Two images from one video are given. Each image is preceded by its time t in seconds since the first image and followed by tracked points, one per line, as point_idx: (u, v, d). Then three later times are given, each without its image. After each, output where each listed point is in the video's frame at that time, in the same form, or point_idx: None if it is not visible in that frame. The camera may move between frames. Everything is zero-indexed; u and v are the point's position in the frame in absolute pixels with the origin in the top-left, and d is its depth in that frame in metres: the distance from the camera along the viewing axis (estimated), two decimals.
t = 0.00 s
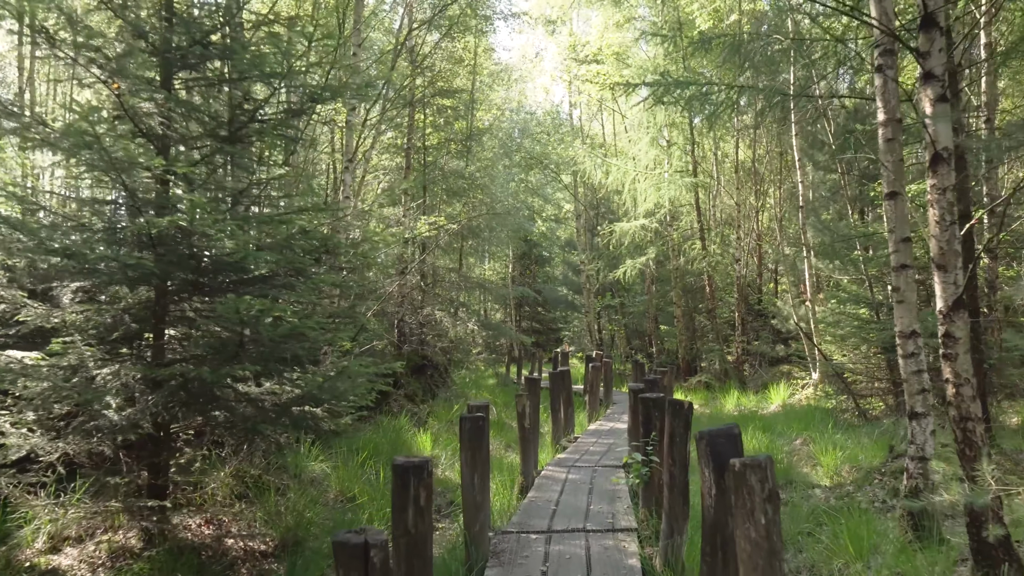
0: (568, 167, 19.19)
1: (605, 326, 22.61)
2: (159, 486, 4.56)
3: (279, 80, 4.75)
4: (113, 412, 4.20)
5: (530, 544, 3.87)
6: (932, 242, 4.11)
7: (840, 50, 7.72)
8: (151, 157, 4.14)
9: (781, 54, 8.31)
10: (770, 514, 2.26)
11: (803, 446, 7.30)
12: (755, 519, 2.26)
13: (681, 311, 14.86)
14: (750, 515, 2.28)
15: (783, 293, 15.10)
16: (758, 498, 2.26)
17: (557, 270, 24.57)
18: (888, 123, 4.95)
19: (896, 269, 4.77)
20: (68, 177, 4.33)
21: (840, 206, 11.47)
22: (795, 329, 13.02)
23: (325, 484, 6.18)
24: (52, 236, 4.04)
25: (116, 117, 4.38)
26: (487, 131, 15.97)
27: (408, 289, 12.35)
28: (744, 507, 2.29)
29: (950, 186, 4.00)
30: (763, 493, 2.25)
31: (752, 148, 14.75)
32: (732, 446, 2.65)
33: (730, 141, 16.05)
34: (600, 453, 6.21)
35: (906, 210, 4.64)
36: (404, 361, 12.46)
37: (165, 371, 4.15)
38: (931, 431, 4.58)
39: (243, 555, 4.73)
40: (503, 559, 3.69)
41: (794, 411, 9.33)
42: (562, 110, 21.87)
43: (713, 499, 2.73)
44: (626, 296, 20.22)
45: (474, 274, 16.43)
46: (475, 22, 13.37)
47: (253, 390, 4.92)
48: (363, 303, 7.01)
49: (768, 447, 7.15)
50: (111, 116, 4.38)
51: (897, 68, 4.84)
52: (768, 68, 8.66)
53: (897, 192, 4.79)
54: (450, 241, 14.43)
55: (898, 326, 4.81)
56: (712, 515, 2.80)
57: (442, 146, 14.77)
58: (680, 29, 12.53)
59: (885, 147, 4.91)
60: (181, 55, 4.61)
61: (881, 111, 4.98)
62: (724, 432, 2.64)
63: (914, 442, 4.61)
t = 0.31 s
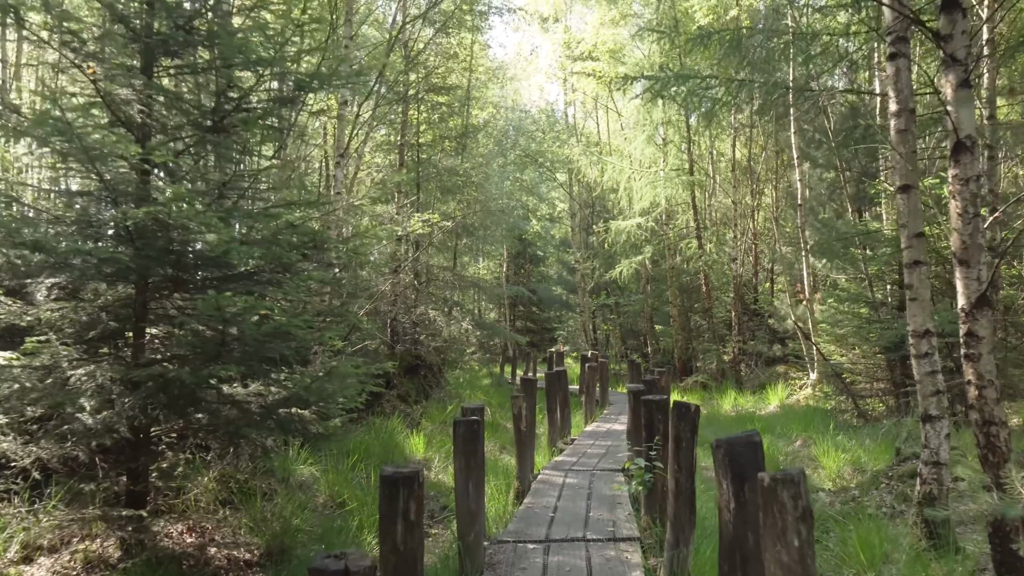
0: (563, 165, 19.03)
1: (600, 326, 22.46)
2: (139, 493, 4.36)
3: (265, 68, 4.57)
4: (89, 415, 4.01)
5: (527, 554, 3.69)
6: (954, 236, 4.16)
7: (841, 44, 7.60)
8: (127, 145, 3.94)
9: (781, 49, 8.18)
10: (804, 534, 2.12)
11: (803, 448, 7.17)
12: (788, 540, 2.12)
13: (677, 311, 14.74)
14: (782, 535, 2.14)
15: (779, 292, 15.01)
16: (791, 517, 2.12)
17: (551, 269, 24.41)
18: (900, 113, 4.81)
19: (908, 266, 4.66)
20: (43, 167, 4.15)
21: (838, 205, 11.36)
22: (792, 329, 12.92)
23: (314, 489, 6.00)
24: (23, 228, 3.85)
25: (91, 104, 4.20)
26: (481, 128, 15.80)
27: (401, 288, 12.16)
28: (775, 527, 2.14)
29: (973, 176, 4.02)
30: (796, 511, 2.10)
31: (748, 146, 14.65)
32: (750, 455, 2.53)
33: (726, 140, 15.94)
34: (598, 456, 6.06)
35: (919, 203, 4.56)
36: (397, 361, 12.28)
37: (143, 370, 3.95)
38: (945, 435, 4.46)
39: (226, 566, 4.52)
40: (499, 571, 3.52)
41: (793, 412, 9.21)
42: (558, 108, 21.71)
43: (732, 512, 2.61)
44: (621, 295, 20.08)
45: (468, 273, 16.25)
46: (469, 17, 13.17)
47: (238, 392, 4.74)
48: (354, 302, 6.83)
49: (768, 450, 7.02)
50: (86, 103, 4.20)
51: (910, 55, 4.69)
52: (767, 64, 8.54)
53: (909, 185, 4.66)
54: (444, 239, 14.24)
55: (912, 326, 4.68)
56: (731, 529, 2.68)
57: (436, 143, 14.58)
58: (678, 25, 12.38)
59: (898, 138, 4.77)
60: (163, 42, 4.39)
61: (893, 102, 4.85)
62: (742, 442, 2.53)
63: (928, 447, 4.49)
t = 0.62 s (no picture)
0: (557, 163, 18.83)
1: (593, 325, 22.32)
2: (110, 502, 4.14)
3: (246, 53, 4.33)
4: (54, 421, 3.77)
5: (521, 568, 3.50)
6: (982, 229, 4.42)
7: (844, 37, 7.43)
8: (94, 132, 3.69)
9: (781, 41, 8.00)
10: (847, 567, 1.97)
11: (803, 451, 7.00)
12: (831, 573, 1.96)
13: (671, 310, 14.59)
14: (824, 568, 1.98)
15: (774, 292, 14.88)
16: (834, 548, 1.97)
17: (544, 268, 24.21)
18: (914, 101, 4.61)
19: (923, 262, 4.46)
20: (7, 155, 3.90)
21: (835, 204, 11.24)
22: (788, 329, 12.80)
23: (299, 495, 5.78)
24: None
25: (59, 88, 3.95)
26: (474, 124, 15.55)
27: (392, 286, 11.93)
28: (818, 558, 1.98)
29: (1001, 164, 4.32)
30: (840, 540, 1.96)
31: (744, 144, 14.48)
32: (775, 471, 2.29)
33: (721, 138, 15.78)
34: (595, 459, 5.87)
35: (936, 195, 4.41)
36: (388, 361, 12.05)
37: (112, 372, 3.72)
38: (962, 440, 4.27)
39: None
40: None
41: (790, 413, 9.05)
42: (552, 105, 21.50)
43: (748, 536, 2.37)
44: (615, 295, 19.92)
45: (460, 271, 16.01)
46: (464, 11, 12.95)
47: (216, 393, 4.53)
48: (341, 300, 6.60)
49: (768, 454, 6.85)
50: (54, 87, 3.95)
51: (926, 39, 4.50)
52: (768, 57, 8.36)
53: (924, 176, 4.47)
54: (436, 237, 14.01)
55: (927, 325, 4.47)
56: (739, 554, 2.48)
57: (429, 140, 14.35)
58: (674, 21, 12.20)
59: (912, 126, 4.56)
60: (141, 25, 4.08)
61: (906, 90, 4.66)
62: (768, 455, 2.28)
63: (944, 453, 4.32)
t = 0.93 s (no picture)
0: (550, 161, 18.61)
1: (587, 326, 22.10)
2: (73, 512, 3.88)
3: (218, 34, 4.10)
4: (8, 424, 3.51)
5: None
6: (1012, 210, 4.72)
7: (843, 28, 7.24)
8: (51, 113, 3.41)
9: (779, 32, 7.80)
10: None
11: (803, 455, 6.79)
12: None
13: (666, 310, 14.39)
14: None
15: (770, 291, 14.70)
16: None
17: (538, 268, 23.97)
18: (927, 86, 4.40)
19: (937, 255, 4.24)
20: None
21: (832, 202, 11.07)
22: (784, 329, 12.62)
23: (281, 501, 5.52)
24: None
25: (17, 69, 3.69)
26: (466, 121, 15.30)
27: (382, 286, 11.67)
28: None
29: None
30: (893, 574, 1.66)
31: (738, 142, 14.31)
32: (800, 485, 1.95)
33: (715, 135, 15.61)
34: (590, 463, 5.64)
35: (952, 183, 4.20)
36: (377, 361, 11.78)
37: (66, 373, 3.45)
38: (981, 444, 4.09)
39: None
40: None
41: (789, 415, 8.85)
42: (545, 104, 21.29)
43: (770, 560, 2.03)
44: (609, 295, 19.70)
45: (451, 271, 15.76)
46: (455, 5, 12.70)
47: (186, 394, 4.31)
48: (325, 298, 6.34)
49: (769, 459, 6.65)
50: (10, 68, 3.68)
51: (940, 20, 4.29)
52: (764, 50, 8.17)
53: (940, 164, 4.27)
54: (427, 236, 13.75)
55: (942, 322, 4.22)
56: None
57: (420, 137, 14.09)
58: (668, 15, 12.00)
59: (926, 112, 4.35)
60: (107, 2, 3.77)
61: (919, 73, 4.43)
62: (792, 467, 1.94)
63: (962, 458, 4.13)
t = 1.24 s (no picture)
0: (543, 160, 18.39)
1: (581, 326, 21.89)
2: (40, 523, 3.66)
3: (195, 17, 3.94)
4: None
5: None
6: None
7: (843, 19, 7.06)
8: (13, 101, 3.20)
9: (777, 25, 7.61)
10: None
11: (802, 458, 6.64)
12: None
13: (661, 310, 14.22)
14: None
15: (765, 290, 14.57)
16: None
17: (531, 268, 23.75)
18: (942, 73, 4.23)
19: (954, 251, 4.08)
20: None
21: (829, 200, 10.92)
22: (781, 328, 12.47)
23: (265, 508, 5.29)
24: None
25: None
26: (458, 118, 15.06)
27: (372, 285, 11.43)
28: None
29: None
30: None
31: (733, 140, 14.16)
32: (834, 514, 1.63)
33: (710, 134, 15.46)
34: (585, 468, 5.44)
35: (968, 175, 4.05)
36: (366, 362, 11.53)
37: (25, 377, 3.23)
38: (1000, 452, 3.94)
39: None
40: None
41: (786, 416, 8.70)
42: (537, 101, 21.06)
43: None
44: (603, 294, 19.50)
45: (443, 270, 15.54)
46: None
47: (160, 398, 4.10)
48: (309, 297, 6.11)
49: (769, 463, 6.49)
50: None
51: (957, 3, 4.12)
52: (760, 45, 8.01)
53: (955, 156, 4.11)
54: (418, 234, 13.51)
55: (958, 322, 4.07)
56: None
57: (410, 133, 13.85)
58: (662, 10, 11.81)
59: (940, 99, 4.18)
60: None
61: (935, 58, 4.27)
62: (825, 492, 1.62)
63: (980, 466, 3.98)
